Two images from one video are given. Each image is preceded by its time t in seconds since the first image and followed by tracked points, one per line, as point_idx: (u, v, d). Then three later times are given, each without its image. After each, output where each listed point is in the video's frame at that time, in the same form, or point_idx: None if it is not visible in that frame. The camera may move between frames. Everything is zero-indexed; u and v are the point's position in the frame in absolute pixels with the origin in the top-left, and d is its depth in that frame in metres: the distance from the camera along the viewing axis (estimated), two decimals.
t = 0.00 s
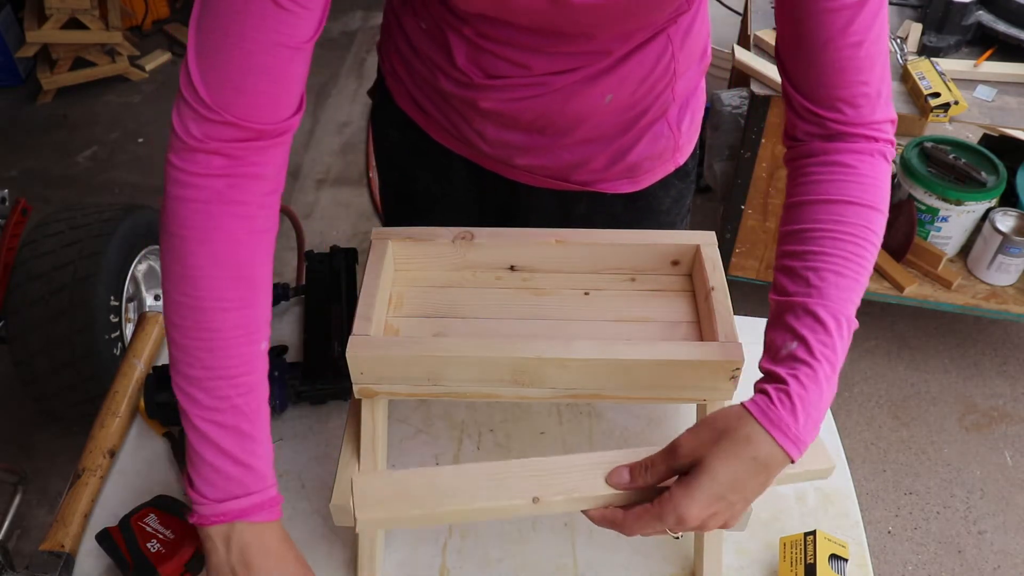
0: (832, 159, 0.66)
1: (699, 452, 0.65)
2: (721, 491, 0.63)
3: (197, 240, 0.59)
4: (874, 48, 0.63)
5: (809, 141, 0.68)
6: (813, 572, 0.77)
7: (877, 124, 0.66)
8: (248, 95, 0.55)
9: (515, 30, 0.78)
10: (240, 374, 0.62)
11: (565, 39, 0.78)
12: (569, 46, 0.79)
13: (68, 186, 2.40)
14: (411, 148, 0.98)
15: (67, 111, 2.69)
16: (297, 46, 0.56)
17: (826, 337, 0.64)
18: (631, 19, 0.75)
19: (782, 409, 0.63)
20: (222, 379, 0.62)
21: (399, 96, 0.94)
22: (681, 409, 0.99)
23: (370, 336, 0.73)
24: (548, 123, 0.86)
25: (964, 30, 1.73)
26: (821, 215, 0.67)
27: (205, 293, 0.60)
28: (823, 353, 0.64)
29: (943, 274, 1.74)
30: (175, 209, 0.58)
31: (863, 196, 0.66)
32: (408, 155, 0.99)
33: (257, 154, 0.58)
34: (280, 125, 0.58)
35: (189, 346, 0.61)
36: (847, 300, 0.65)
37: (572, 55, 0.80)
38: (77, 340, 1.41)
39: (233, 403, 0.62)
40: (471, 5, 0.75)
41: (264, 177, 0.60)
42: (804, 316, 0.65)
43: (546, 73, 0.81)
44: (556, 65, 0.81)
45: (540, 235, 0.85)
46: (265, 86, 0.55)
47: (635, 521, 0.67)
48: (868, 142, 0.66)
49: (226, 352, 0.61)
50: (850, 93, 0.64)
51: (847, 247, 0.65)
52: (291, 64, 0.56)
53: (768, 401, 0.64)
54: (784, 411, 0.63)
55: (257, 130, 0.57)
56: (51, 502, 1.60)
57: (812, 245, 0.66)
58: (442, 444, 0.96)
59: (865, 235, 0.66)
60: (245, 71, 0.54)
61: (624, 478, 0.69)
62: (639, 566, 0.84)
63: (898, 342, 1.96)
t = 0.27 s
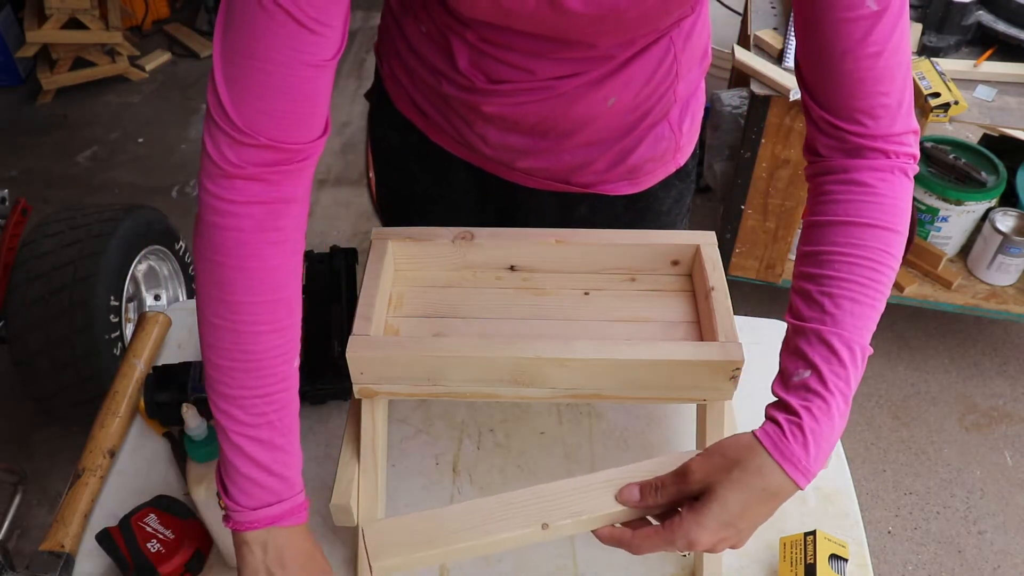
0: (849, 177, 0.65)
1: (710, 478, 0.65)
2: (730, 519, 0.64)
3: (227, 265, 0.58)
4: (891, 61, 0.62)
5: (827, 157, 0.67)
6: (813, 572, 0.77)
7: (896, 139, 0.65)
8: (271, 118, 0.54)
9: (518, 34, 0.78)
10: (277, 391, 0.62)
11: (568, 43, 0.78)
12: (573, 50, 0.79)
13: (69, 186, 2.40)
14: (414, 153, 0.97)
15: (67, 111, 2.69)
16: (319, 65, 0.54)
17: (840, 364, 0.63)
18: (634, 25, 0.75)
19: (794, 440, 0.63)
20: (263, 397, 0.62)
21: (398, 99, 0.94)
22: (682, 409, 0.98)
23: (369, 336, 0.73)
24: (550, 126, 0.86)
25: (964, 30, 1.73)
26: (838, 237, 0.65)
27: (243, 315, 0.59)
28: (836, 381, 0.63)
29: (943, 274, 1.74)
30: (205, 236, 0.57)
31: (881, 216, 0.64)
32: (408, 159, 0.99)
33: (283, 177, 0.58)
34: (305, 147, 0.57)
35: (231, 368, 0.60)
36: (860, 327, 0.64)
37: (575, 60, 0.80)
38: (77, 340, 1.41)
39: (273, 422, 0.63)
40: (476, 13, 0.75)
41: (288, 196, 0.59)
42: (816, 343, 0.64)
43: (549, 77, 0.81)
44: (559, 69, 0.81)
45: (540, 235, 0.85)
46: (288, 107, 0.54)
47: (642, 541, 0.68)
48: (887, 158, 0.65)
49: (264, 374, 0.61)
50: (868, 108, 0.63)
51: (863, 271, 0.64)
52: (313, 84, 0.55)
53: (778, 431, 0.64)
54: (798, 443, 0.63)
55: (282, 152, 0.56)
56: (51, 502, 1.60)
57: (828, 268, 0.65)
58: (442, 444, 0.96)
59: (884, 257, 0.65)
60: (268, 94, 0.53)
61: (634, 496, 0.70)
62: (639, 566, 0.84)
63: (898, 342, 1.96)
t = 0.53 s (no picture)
0: (835, 180, 0.65)
1: (673, 466, 0.65)
2: (688, 507, 0.64)
3: (212, 222, 0.60)
4: (883, 67, 0.61)
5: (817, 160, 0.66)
6: (813, 571, 0.77)
7: (887, 144, 0.64)
8: (255, 92, 0.57)
9: (517, 36, 0.78)
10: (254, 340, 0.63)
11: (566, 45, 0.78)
12: (570, 52, 0.79)
13: (69, 186, 2.41)
14: (412, 151, 0.97)
15: (67, 111, 2.69)
16: (304, 48, 0.57)
17: (808, 363, 0.63)
18: (631, 28, 0.75)
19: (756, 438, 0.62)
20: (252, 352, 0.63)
21: (396, 99, 0.94)
22: (681, 408, 0.99)
23: (369, 336, 0.73)
24: (548, 127, 0.85)
25: (964, 30, 1.73)
26: (819, 238, 0.65)
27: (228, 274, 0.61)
28: (803, 379, 0.63)
29: (943, 274, 1.74)
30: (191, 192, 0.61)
31: (864, 220, 0.64)
32: (407, 158, 0.98)
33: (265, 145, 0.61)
34: (287, 120, 0.61)
35: (219, 322, 0.62)
36: (832, 330, 0.63)
37: (572, 62, 0.80)
38: (77, 339, 1.41)
39: (264, 382, 0.63)
40: (473, 13, 0.74)
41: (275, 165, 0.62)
42: (787, 341, 0.64)
43: (547, 78, 0.81)
44: (556, 70, 0.81)
45: (540, 235, 0.85)
46: (271, 84, 0.57)
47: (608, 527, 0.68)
48: (875, 164, 0.64)
49: (247, 325, 0.62)
50: (858, 114, 0.62)
51: (840, 272, 0.64)
52: (298, 65, 0.57)
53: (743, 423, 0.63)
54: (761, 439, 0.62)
55: (267, 122, 0.59)
56: (51, 502, 1.60)
57: (807, 267, 0.65)
58: (442, 444, 0.96)
59: (864, 261, 0.64)
60: (251, 69, 0.56)
61: (601, 481, 0.69)
62: (639, 565, 0.84)
63: (898, 342, 1.96)
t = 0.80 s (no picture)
0: (830, 171, 0.64)
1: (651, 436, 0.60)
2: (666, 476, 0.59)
3: (195, 151, 0.66)
4: (880, 63, 0.61)
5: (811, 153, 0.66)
6: (813, 572, 0.77)
7: (881, 139, 0.63)
8: (244, 52, 0.64)
9: (515, 33, 0.79)
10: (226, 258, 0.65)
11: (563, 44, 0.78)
12: (568, 51, 0.79)
13: (69, 186, 2.41)
14: (412, 151, 0.97)
15: (67, 111, 2.69)
16: (289, 17, 0.64)
17: (793, 339, 0.61)
18: (629, 26, 0.75)
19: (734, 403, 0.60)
20: (210, 255, 0.65)
21: (396, 98, 0.94)
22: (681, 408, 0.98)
23: (369, 336, 0.73)
24: (547, 127, 0.86)
25: (964, 30, 1.73)
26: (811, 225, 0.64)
27: (199, 189, 0.66)
28: (790, 354, 0.61)
29: (943, 274, 1.75)
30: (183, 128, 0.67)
31: (859, 210, 0.63)
32: (408, 158, 0.98)
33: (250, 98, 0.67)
34: (275, 79, 0.67)
35: (182, 223, 0.66)
36: (823, 315, 0.61)
37: (570, 61, 0.80)
38: (77, 339, 1.41)
39: (216, 280, 0.65)
40: (468, 5, 0.76)
41: (263, 115, 0.68)
42: (775, 321, 0.62)
43: (544, 77, 0.82)
44: (554, 69, 0.81)
45: (540, 235, 0.85)
46: (259, 48, 0.64)
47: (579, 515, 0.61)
48: (870, 158, 0.63)
49: (221, 245, 0.65)
50: (854, 107, 0.62)
51: (829, 254, 0.62)
52: (283, 32, 0.64)
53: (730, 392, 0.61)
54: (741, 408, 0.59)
55: (254, 80, 0.66)
56: (51, 502, 1.60)
57: (797, 249, 0.64)
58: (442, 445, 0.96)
59: (857, 251, 0.63)
60: (241, 34, 0.63)
61: (576, 468, 0.61)
62: (639, 566, 0.84)
63: (898, 341, 1.96)
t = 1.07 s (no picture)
0: (780, 141, 0.65)
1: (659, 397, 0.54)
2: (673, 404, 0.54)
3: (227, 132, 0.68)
4: (834, 58, 0.63)
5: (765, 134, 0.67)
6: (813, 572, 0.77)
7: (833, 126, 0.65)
8: (264, 45, 0.67)
9: (515, 31, 0.79)
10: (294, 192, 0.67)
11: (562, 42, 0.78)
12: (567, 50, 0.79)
13: (69, 186, 2.41)
14: (414, 150, 0.97)
15: (67, 111, 2.69)
16: (308, 11, 0.67)
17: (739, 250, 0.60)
18: (627, 23, 0.75)
19: (689, 283, 0.57)
20: (276, 196, 0.66)
21: (398, 96, 0.94)
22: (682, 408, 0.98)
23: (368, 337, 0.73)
24: (547, 125, 0.86)
25: (964, 30, 1.73)
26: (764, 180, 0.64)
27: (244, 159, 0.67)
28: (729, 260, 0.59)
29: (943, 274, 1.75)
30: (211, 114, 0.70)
31: (809, 178, 0.63)
32: (409, 157, 0.99)
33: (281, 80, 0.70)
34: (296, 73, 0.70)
35: (233, 173, 0.67)
36: (759, 252, 0.60)
37: (569, 59, 0.80)
38: (77, 339, 1.41)
39: (291, 212, 0.66)
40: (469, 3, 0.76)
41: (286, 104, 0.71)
42: (715, 246, 0.60)
43: (544, 75, 0.81)
44: (553, 67, 0.81)
45: (541, 236, 0.85)
46: (277, 41, 0.67)
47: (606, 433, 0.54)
48: (827, 140, 0.64)
49: (280, 185, 0.67)
50: (806, 89, 0.64)
51: (770, 202, 0.62)
52: (301, 25, 0.68)
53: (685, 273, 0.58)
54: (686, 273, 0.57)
55: (278, 68, 0.69)
56: (50, 502, 1.60)
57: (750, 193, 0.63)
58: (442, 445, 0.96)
59: (801, 211, 0.62)
60: (263, 28, 0.67)
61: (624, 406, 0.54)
62: (639, 567, 0.84)
63: (898, 341, 1.96)
